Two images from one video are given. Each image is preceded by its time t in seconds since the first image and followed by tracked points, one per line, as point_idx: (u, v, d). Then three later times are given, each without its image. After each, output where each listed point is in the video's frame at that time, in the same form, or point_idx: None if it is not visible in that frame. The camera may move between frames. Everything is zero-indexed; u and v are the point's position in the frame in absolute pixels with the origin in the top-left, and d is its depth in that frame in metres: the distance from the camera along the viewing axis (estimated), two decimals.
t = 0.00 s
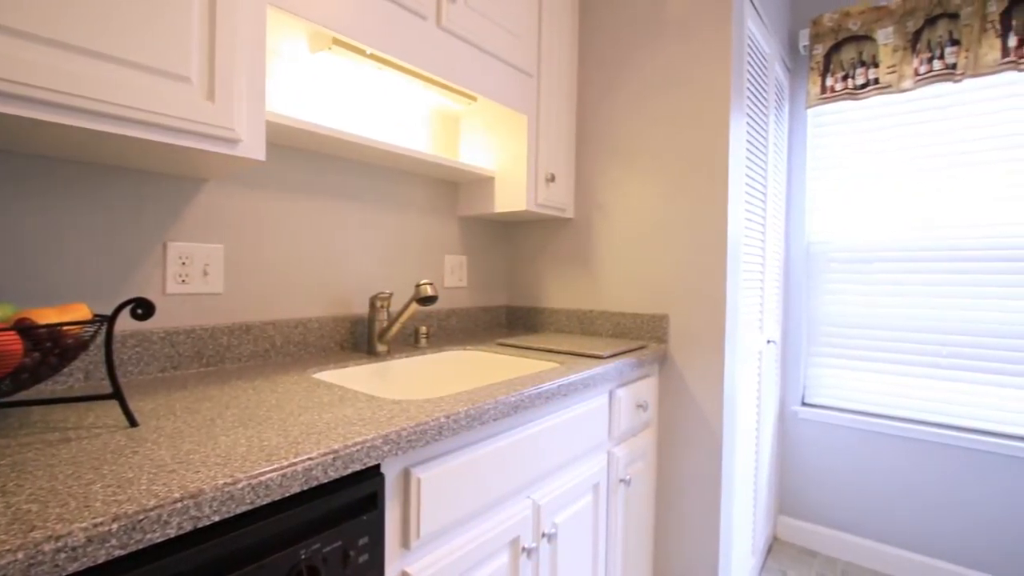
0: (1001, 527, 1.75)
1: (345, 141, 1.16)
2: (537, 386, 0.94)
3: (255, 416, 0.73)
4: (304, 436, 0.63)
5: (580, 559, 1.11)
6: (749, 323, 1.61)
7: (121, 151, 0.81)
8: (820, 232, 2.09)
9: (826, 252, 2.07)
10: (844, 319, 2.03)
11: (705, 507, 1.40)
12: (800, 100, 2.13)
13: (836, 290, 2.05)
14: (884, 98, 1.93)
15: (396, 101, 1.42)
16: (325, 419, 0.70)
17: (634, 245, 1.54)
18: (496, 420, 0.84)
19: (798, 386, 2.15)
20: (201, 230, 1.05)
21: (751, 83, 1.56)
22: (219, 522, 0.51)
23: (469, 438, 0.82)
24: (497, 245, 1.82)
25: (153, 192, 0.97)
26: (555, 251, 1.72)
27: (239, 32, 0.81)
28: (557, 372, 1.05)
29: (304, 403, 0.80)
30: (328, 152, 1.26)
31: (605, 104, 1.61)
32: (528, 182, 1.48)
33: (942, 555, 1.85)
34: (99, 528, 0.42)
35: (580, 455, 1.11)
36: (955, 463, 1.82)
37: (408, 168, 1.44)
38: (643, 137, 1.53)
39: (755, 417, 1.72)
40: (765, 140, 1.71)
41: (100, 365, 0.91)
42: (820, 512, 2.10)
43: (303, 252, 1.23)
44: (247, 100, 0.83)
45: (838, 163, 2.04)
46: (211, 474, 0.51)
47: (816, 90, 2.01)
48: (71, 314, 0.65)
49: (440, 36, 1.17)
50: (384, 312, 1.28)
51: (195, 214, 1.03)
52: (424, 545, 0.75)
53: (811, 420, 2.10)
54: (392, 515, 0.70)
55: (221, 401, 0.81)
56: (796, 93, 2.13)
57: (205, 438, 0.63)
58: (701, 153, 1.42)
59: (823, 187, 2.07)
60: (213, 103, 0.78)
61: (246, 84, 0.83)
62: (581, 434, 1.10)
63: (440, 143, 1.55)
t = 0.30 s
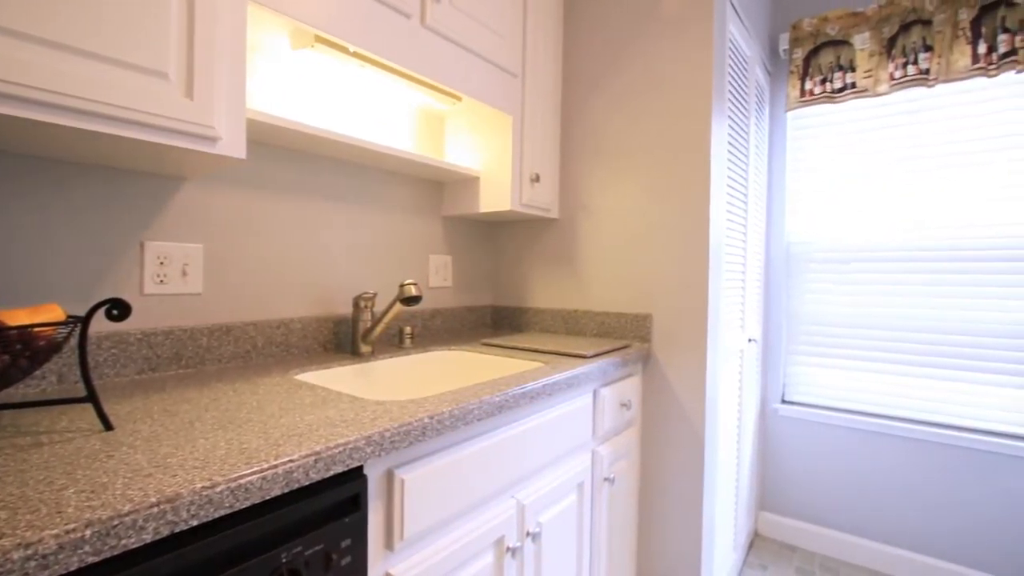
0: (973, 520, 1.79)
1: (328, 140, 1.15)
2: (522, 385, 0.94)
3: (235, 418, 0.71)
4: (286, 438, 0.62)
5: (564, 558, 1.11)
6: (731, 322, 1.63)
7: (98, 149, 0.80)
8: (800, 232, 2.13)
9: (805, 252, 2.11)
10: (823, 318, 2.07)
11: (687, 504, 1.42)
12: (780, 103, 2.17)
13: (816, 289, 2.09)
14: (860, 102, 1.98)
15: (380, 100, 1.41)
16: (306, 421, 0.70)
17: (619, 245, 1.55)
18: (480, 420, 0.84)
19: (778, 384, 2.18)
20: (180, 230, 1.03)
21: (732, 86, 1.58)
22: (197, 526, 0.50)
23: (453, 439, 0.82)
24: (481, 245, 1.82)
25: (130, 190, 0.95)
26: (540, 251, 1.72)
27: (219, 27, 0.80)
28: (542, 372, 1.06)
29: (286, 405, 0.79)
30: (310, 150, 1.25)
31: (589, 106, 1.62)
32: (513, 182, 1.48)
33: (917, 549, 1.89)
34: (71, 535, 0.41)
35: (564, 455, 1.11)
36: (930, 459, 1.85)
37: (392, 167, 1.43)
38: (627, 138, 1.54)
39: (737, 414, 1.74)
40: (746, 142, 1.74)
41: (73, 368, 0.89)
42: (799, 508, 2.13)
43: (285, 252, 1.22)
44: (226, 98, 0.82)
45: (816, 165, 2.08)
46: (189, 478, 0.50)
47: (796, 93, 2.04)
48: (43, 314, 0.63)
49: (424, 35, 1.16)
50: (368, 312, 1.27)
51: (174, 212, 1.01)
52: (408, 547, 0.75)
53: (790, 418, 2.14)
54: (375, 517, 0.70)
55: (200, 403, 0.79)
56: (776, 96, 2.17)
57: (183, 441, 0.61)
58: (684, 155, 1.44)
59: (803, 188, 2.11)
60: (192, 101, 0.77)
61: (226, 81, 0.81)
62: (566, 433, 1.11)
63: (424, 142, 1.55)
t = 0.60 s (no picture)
0: (939, 511, 1.86)
1: (307, 138, 1.13)
2: (502, 385, 0.94)
3: (209, 421, 0.70)
4: (262, 441, 0.61)
5: (545, 558, 1.12)
6: (709, 321, 1.66)
7: (67, 145, 0.77)
8: (775, 233, 2.17)
9: (781, 253, 2.15)
10: (798, 317, 2.12)
11: (665, 501, 1.44)
12: (757, 106, 2.21)
13: (791, 288, 2.14)
14: (834, 106, 2.03)
15: (359, 98, 1.39)
16: (283, 423, 0.69)
17: (600, 245, 1.57)
18: (461, 421, 0.84)
19: (755, 382, 2.23)
20: (154, 228, 1.00)
21: (711, 89, 1.61)
22: (168, 533, 0.49)
23: (434, 439, 0.81)
24: (462, 245, 1.81)
25: (100, 188, 0.93)
26: (522, 251, 1.73)
27: (194, 22, 0.78)
28: (523, 372, 1.06)
29: (262, 407, 0.77)
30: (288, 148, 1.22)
31: (570, 106, 1.63)
32: (495, 182, 1.48)
33: (887, 540, 1.95)
34: (35, 544, 0.40)
35: (546, 454, 1.12)
36: (899, 453, 1.91)
37: (372, 166, 1.42)
38: (607, 139, 1.56)
39: (715, 412, 1.77)
40: (724, 145, 1.77)
41: (40, 371, 0.86)
42: (775, 503, 2.18)
43: (262, 251, 1.20)
44: (201, 94, 0.80)
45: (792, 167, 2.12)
46: (161, 483, 0.49)
47: (772, 96, 2.08)
48: (7, 315, 0.61)
49: (405, 34, 1.16)
50: (348, 312, 1.26)
51: (147, 210, 0.99)
52: (388, 549, 0.74)
53: (766, 415, 2.18)
54: (353, 519, 0.69)
55: (172, 406, 0.77)
56: (753, 99, 2.21)
57: (155, 445, 0.60)
58: (663, 156, 1.46)
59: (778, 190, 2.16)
60: (165, 96, 0.75)
61: (201, 76, 0.80)
62: (547, 433, 1.11)
63: (405, 141, 1.53)
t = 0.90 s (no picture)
0: (916, 505, 1.91)
1: (282, 136, 1.11)
2: (482, 385, 0.94)
3: (180, 425, 0.68)
4: (234, 445, 0.60)
5: (524, 557, 1.12)
6: (685, 321, 1.69)
7: (30, 141, 0.75)
8: (749, 233, 2.22)
9: (755, 253, 2.20)
10: (771, 316, 2.17)
11: (643, 498, 1.46)
12: (732, 109, 2.25)
13: (765, 287, 2.19)
14: (806, 110, 2.08)
15: (336, 96, 1.37)
16: (257, 426, 0.68)
17: (579, 246, 1.58)
18: (439, 421, 0.84)
19: (730, 379, 2.27)
20: (121, 227, 0.97)
21: (687, 92, 1.64)
22: (136, 541, 0.47)
23: (412, 441, 0.81)
24: (441, 245, 1.81)
25: (65, 186, 0.90)
26: (502, 251, 1.73)
27: (164, 15, 0.76)
28: (502, 371, 1.06)
29: (235, 410, 0.76)
30: (262, 146, 1.20)
31: (549, 107, 1.63)
32: (474, 182, 1.48)
33: (856, 532, 2.00)
34: None
35: (524, 454, 1.12)
36: (867, 447, 1.97)
37: (349, 165, 1.40)
38: (586, 140, 1.57)
39: (691, 409, 1.80)
40: (699, 147, 1.80)
41: None
42: (749, 498, 2.22)
43: (235, 251, 1.17)
44: (173, 90, 0.78)
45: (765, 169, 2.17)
46: (128, 489, 0.48)
47: (746, 100, 2.12)
48: None
49: (383, 32, 1.15)
50: (325, 313, 1.24)
51: (115, 209, 0.96)
52: (365, 552, 0.73)
53: (741, 412, 2.23)
54: (330, 522, 0.68)
55: (141, 411, 0.75)
56: (728, 102, 2.25)
57: (122, 451, 0.58)
58: (641, 157, 1.47)
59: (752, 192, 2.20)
60: (134, 92, 0.73)
61: (172, 71, 0.78)
62: (526, 433, 1.12)
63: (383, 140, 1.52)
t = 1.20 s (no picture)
0: (917, 504, 1.91)
1: (261, 134, 1.10)
2: (463, 385, 0.94)
3: (154, 429, 0.67)
4: (210, 448, 0.59)
5: (506, 557, 1.12)
6: (666, 319, 1.71)
7: None
8: (728, 233, 2.25)
9: (734, 253, 2.24)
10: (749, 314, 2.21)
11: (624, 496, 1.47)
12: (711, 112, 2.28)
13: (744, 287, 2.22)
14: (783, 113, 2.12)
15: (316, 94, 1.36)
16: (234, 429, 0.66)
17: (561, 246, 1.58)
18: (420, 422, 0.84)
19: (710, 377, 2.30)
20: (93, 225, 0.94)
21: (667, 94, 1.66)
22: (107, 548, 0.46)
23: (392, 442, 0.80)
24: (424, 245, 1.80)
25: (35, 183, 0.87)
26: (485, 251, 1.73)
27: (136, 8, 0.74)
28: (484, 371, 1.06)
29: (212, 412, 0.75)
30: (240, 144, 1.18)
31: (531, 108, 1.64)
32: (456, 181, 1.47)
33: (832, 526, 2.05)
34: None
35: (507, 453, 1.12)
36: (842, 443, 2.02)
37: (329, 163, 1.38)
38: (568, 140, 1.58)
39: (672, 407, 1.83)
40: (680, 149, 1.82)
41: None
42: (729, 494, 2.25)
43: (212, 250, 1.15)
44: (146, 85, 0.76)
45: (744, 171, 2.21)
46: (98, 495, 0.47)
47: (725, 103, 2.15)
48: None
49: (364, 30, 1.13)
50: (305, 313, 1.23)
51: (86, 207, 0.93)
52: (345, 555, 0.73)
53: (720, 409, 2.26)
54: (309, 525, 0.67)
55: (113, 414, 0.74)
56: (708, 105, 2.28)
57: (93, 456, 0.57)
58: (622, 158, 1.49)
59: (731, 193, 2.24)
60: (106, 86, 0.71)
61: (145, 66, 0.76)
62: (508, 433, 1.12)
63: (364, 138, 1.51)
